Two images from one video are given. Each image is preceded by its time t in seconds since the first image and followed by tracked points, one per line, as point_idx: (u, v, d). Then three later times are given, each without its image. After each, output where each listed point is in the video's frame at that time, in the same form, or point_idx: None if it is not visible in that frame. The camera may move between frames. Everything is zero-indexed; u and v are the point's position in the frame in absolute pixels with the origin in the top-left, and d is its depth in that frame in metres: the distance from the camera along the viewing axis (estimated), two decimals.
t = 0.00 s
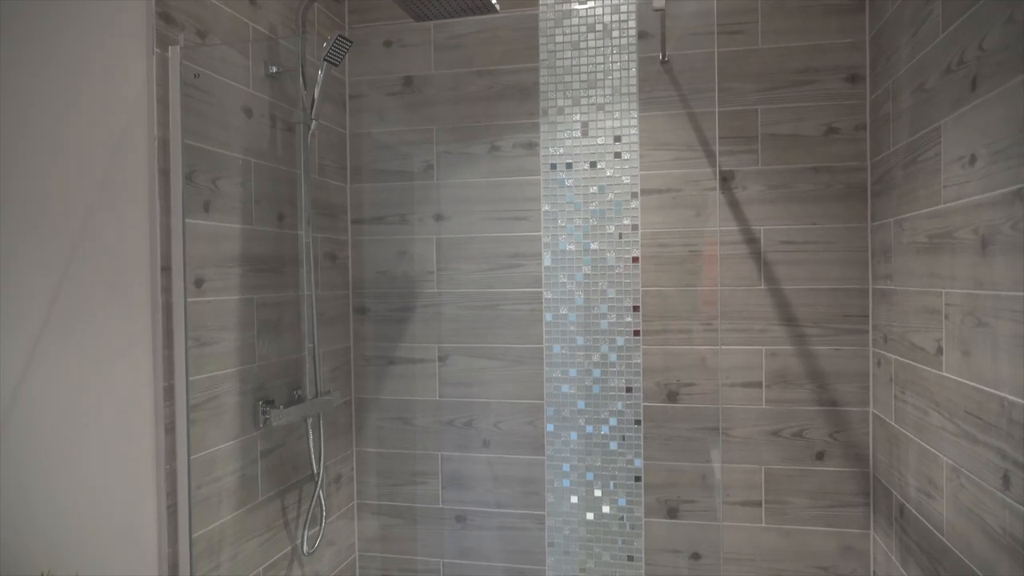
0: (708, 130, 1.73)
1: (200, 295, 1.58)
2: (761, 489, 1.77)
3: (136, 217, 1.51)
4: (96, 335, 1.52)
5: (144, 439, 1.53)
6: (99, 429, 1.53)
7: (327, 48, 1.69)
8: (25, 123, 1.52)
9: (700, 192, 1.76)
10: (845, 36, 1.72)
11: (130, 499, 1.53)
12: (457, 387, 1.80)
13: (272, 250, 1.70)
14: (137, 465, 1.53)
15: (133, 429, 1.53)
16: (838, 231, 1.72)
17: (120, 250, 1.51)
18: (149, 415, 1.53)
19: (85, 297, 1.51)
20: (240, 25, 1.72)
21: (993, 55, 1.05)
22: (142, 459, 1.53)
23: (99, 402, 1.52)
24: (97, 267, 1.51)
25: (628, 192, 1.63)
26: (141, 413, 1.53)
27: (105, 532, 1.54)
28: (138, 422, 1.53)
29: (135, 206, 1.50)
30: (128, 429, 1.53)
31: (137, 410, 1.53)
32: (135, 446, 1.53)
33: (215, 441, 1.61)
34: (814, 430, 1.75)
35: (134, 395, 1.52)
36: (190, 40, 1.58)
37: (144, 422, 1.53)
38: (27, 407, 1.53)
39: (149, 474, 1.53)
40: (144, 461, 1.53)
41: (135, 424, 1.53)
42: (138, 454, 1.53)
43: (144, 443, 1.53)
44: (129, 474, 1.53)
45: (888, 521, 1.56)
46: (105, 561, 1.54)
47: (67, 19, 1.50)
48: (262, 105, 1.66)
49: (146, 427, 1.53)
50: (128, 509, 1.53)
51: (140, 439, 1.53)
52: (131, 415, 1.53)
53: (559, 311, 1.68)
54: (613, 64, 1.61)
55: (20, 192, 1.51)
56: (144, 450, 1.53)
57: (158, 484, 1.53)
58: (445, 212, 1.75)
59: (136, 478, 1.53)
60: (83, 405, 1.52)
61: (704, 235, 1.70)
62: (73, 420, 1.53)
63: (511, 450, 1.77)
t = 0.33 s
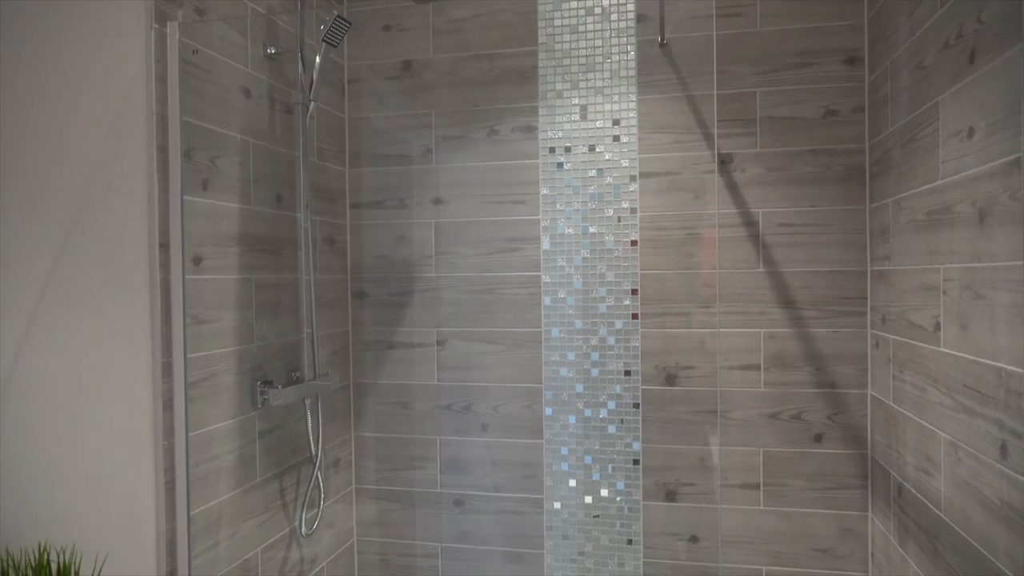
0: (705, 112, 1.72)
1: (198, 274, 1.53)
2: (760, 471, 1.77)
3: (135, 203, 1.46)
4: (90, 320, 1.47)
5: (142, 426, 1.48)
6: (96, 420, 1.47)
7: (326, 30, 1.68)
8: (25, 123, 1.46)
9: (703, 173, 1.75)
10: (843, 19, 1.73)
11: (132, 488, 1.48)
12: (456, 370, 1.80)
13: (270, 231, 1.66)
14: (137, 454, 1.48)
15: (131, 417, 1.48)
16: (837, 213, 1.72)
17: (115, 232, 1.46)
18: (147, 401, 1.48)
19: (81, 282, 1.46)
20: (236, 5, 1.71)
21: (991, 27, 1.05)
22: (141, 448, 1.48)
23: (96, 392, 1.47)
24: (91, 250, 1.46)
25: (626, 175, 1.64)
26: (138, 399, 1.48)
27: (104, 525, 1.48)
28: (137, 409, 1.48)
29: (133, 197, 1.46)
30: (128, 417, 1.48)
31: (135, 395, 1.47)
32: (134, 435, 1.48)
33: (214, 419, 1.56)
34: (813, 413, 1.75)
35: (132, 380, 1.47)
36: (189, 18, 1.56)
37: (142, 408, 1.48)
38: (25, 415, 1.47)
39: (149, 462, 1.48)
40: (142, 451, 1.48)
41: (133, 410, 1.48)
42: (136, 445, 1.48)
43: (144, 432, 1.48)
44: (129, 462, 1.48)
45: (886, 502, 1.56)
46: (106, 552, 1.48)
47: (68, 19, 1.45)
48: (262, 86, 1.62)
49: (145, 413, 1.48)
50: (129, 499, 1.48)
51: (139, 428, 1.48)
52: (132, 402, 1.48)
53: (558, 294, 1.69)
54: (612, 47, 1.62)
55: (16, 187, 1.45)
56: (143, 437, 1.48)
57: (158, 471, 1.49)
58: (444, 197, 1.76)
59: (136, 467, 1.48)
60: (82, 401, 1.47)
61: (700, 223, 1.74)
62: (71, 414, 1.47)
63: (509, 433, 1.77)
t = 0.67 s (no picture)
0: (705, 92, 1.74)
1: (196, 247, 1.43)
2: (758, 451, 1.77)
3: (134, 178, 1.36)
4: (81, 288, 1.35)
5: (139, 408, 1.36)
6: (95, 421, 1.36)
7: (323, 9, 1.66)
8: (25, 123, 1.33)
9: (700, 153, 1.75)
10: None
11: (132, 485, 1.37)
12: (455, 352, 1.83)
13: (268, 208, 1.61)
14: (136, 449, 1.37)
15: (129, 397, 1.36)
16: (835, 192, 1.72)
17: (111, 198, 1.35)
18: (144, 372, 1.37)
19: (75, 250, 1.34)
20: None
21: None
22: (138, 431, 1.37)
23: (93, 380, 1.35)
24: (83, 213, 1.34)
25: (625, 155, 1.69)
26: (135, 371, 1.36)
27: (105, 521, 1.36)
28: (134, 389, 1.36)
29: (132, 173, 1.35)
30: (126, 409, 1.36)
31: (131, 364, 1.36)
32: (131, 420, 1.37)
33: (212, 393, 1.47)
34: (811, 392, 1.75)
35: (129, 357, 1.36)
36: None
37: (139, 382, 1.36)
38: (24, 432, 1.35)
39: (148, 441, 1.37)
40: (141, 431, 1.37)
41: (130, 389, 1.36)
42: (133, 428, 1.37)
43: (140, 414, 1.37)
44: (129, 461, 1.37)
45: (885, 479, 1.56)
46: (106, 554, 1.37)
47: (68, 19, 1.34)
48: (260, 63, 1.57)
49: (143, 385, 1.37)
50: (127, 494, 1.37)
51: (137, 408, 1.36)
52: (129, 389, 1.36)
53: (556, 274, 1.72)
54: (612, 27, 1.66)
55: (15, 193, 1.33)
56: (139, 413, 1.37)
57: (157, 451, 1.38)
58: (443, 177, 1.81)
59: (134, 454, 1.37)
60: (84, 404, 1.35)
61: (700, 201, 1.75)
62: (69, 418, 1.35)
63: (508, 414, 1.79)
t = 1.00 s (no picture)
0: (702, 73, 1.72)
1: (194, 224, 1.46)
2: (756, 432, 1.78)
3: (133, 157, 1.38)
4: (78, 263, 1.34)
5: (139, 384, 1.39)
6: (92, 406, 1.36)
7: None
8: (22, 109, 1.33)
9: (696, 135, 1.73)
10: None
11: (131, 462, 1.39)
12: (452, 335, 1.82)
13: (265, 188, 1.61)
14: (134, 425, 1.39)
15: (128, 371, 1.38)
16: (833, 172, 1.73)
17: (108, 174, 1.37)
18: (142, 345, 1.40)
19: (71, 229, 1.34)
20: None
21: None
22: (137, 405, 1.39)
23: (91, 364, 1.36)
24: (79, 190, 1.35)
25: (622, 137, 1.66)
26: (134, 344, 1.39)
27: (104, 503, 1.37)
28: (133, 363, 1.39)
29: (131, 153, 1.38)
30: (124, 387, 1.38)
31: (129, 342, 1.39)
32: (130, 396, 1.39)
33: (210, 370, 1.49)
34: (810, 372, 1.75)
35: (128, 335, 1.38)
36: None
37: (138, 356, 1.39)
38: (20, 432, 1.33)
39: (147, 416, 1.40)
40: (142, 408, 1.40)
41: (128, 363, 1.38)
42: (131, 403, 1.39)
43: (139, 388, 1.39)
44: (129, 447, 1.39)
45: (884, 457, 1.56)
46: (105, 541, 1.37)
47: (69, 11, 1.34)
48: (258, 43, 1.58)
49: (141, 364, 1.40)
50: (127, 471, 1.39)
51: (136, 382, 1.39)
52: (128, 367, 1.39)
53: (555, 256, 1.71)
54: (609, 10, 1.65)
55: (13, 183, 1.32)
56: (138, 387, 1.39)
57: (155, 425, 1.41)
58: (441, 160, 1.80)
59: (134, 430, 1.39)
60: (86, 403, 1.36)
61: (700, 181, 1.73)
62: (66, 405, 1.35)
63: (507, 398, 1.79)
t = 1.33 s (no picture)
0: (701, 57, 1.73)
1: (193, 203, 1.45)
2: (755, 415, 1.77)
3: (130, 135, 1.37)
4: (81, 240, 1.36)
5: (137, 363, 1.38)
6: (93, 385, 1.36)
7: None
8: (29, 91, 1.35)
9: (695, 118, 1.74)
10: None
11: (131, 441, 1.38)
12: (451, 320, 1.82)
13: (265, 170, 1.61)
14: (134, 404, 1.38)
15: (127, 350, 1.37)
16: (833, 155, 1.73)
17: (107, 150, 1.36)
18: (141, 320, 1.38)
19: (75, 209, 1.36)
20: None
21: None
22: (135, 380, 1.38)
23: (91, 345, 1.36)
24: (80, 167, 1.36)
25: (621, 121, 1.68)
26: (133, 319, 1.38)
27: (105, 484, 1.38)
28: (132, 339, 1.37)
29: (128, 130, 1.37)
30: (124, 366, 1.38)
31: (127, 320, 1.37)
32: (128, 373, 1.38)
33: (209, 349, 1.48)
34: (809, 355, 1.75)
35: (126, 313, 1.38)
36: None
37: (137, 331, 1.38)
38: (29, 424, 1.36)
39: (145, 395, 1.39)
40: (141, 387, 1.38)
41: (127, 338, 1.37)
42: (129, 380, 1.38)
43: (137, 365, 1.38)
44: (130, 428, 1.38)
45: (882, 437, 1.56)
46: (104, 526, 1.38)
47: None
48: (258, 24, 1.58)
49: (139, 343, 1.38)
50: (128, 451, 1.38)
51: (135, 361, 1.38)
52: (126, 346, 1.37)
53: (554, 241, 1.72)
54: None
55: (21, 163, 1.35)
56: (136, 363, 1.38)
57: (153, 403, 1.40)
58: (440, 145, 1.80)
59: (134, 410, 1.38)
60: (85, 403, 1.36)
61: (699, 164, 1.74)
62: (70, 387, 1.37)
63: (506, 382, 1.79)
